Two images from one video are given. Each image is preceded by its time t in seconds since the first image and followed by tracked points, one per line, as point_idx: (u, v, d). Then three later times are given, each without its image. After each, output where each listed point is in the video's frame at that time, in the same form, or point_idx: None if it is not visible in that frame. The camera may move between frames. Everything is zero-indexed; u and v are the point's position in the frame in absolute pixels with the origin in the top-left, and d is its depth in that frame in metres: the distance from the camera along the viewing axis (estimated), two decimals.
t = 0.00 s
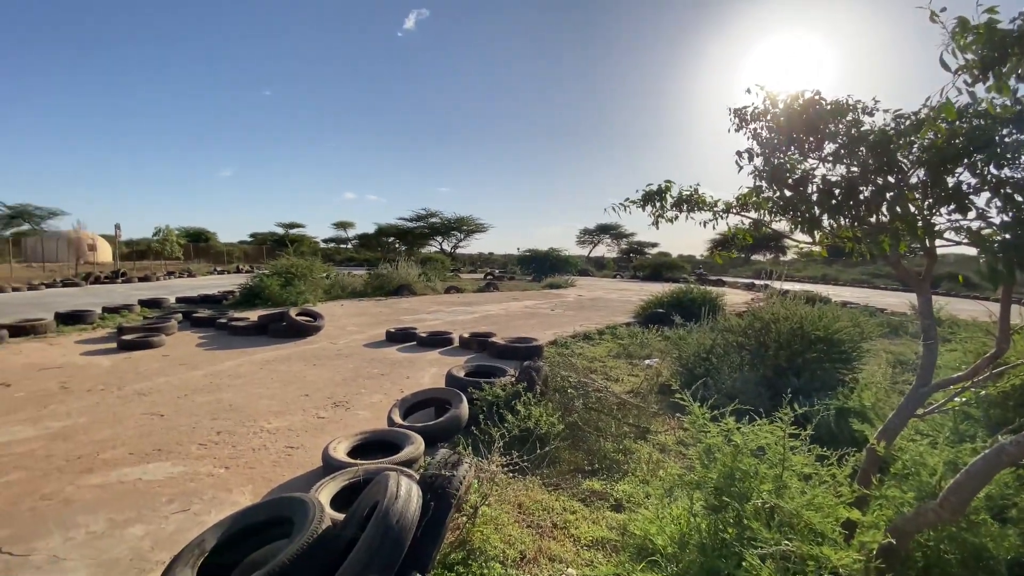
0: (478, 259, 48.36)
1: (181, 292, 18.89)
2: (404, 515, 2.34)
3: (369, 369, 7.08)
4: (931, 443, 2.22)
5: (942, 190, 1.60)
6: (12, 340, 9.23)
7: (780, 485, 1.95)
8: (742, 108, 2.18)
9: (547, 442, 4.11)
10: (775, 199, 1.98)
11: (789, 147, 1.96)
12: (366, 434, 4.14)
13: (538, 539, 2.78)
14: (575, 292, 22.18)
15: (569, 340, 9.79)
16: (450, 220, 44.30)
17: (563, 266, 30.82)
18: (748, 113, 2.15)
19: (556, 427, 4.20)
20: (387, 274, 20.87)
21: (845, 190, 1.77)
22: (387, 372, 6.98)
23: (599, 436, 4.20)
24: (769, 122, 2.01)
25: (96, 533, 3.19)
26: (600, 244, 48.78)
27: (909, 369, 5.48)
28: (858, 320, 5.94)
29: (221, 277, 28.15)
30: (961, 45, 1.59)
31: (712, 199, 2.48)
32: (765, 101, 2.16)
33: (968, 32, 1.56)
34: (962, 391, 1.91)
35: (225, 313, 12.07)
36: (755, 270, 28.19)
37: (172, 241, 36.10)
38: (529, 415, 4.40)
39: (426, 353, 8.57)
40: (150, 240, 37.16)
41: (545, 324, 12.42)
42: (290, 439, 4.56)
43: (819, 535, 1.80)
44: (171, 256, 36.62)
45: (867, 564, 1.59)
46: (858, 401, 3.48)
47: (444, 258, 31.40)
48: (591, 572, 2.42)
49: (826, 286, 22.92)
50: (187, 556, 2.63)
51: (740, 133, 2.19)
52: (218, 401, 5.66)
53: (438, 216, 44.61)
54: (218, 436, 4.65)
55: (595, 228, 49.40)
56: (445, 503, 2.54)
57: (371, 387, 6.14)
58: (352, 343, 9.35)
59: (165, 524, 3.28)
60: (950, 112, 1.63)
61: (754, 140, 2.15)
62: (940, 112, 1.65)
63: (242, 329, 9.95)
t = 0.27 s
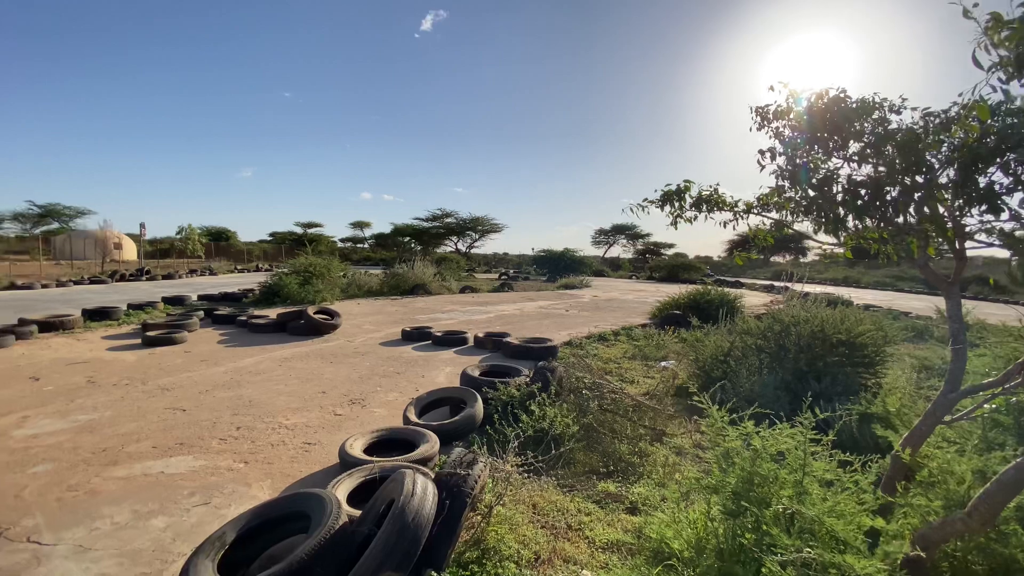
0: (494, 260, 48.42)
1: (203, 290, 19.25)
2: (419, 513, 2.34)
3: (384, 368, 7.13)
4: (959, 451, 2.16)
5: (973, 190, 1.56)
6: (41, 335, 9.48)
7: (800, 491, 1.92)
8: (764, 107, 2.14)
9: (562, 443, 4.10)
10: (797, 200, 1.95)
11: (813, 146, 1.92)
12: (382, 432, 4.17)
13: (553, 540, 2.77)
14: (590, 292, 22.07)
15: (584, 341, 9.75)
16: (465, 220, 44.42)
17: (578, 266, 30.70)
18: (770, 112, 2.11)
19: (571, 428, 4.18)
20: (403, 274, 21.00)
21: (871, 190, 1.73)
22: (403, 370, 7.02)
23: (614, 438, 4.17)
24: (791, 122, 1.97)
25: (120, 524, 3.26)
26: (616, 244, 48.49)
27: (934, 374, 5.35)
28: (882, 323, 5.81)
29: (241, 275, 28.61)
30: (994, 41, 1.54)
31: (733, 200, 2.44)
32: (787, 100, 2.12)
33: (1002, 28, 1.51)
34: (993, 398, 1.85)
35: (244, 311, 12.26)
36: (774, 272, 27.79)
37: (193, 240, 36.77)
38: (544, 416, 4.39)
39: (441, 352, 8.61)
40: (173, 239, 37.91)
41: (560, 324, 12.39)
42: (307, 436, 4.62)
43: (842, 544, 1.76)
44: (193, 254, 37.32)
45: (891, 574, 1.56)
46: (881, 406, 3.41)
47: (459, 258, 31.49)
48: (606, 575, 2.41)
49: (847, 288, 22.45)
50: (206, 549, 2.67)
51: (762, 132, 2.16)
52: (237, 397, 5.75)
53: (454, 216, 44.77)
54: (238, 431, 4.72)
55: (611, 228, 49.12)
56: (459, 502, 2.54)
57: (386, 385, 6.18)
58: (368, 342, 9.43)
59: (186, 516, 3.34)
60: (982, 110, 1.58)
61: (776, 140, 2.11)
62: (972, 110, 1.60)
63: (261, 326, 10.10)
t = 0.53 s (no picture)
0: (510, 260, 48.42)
1: (225, 288, 19.61)
2: (436, 513, 2.34)
3: (402, 366, 7.17)
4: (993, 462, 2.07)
5: (1013, 191, 1.49)
6: (71, 330, 9.75)
7: (825, 499, 1.87)
8: (791, 105, 2.09)
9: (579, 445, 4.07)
10: (825, 200, 1.89)
11: (842, 145, 1.87)
12: (399, 431, 4.18)
13: (569, 543, 2.74)
14: (607, 294, 21.92)
15: (601, 342, 9.69)
16: (482, 220, 44.49)
17: (595, 267, 30.52)
18: (797, 110, 2.06)
19: (587, 431, 4.15)
20: (420, 273, 21.11)
21: (905, 190, 1.67)
22: (420, 370, 7.05)
23: (632, 440, 4.13)
24: (820, 120, 1.92)
25: (144, 517, 3.33)
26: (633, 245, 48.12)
27: (965, 381, 5.19)
28: (910, 327, 5.65)
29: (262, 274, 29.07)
30: None
31: (757, 200, 2.38)
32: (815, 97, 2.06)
33: None
34: None
35: (265, 309, 12.43)
36: (795, 274, 27.30)
37: (216, 239, 37.46)
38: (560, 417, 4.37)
39: (457, 351, 8.63)
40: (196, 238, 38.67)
41: (577, 325, 12.33)
42: (325, 433, 4.66)
43: (870, 556, 1.70)
44: (215, 253, 38.02)
45: None
46: (909, 413, 3.31)
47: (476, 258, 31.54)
48: None
49: (872, 291, 21.92)
50: (226, 544, 2.70)
51: (788, 131, 2.10)
52: (258, 394, 5.83)
53: (471, 216, 44.88)
54: (258, 427, 4.79)
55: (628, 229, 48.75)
56: (475, 502, 2.53)
57: (404, 384, 6.22)
58: (386, 340, 9.50)
59: (207, 511, 3.39)
60: None
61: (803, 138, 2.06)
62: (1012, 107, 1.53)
63: (281, 324, 10.24)
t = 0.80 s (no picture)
0: (529, 261, 48.38)
1: (249, 286, 20.00)
2: (457, 518, 2.33)
3: (421, 367, 7.20)
4: None
5: None
6: (102, 327, 10.03)
7: (861, 514, 1.79)
8: (826, 103, 2.01)
9: (599, 450, 4.02)
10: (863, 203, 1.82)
11: (883, 144, 1.79)
12: (418, 432, 4.18)
13: (590, 551, 2.70)
14: (626, 296, 21.74)
15: (620, 345, 9.59)
16: (500, 221, 44.52)
17: (613, 269, 30.29)
18: (833, 108, 1.98)
19: (608, 436, 4.10)
20: (439, 274, 21.22)
21: (954, 191, 1.59)
22: (439, 370, 7.07)
23: (654, 446, 4.06)
24: (858, 119, 1.85)
25: (170, 513, 3.38)
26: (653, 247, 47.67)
27: (1003, 390, 4.99)
28: (945, 334, 5.46)
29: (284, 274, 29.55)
30: None
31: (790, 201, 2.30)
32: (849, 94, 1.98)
33: None
34: None
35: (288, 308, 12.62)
36: (821, 278, 26.69)
37: (240, 239, 38.22)
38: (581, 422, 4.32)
39: (476, 353, 8.63)
40: (221, 238, 39.54)
41: (596, 328, 12.23)
42: (346, 432, 4.69)
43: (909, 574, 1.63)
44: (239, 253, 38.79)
45: None
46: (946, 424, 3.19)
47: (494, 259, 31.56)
48: None
49: (901, 295, 21.32)
50: (250, 543, 2.73)
51: (822, 131, 2.03)
52: (281, 392, 5.90)
53: (489, 218, 44.96)
54: (280, 425, 4.84)
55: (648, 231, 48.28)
56: (496, 507, 2.51)
57: (423, 385, 6.23)
58: (405, 341, 9.55)
59: (231, 508, 3.43)
60: None
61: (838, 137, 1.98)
62: None
63: (303, 324, 10.38)
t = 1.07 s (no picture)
0: (550, 264, 48.26)
1: (275, 287, 20.38)
2: (486, 528, 2.31)
3: (444, 370, 7.21)
4: None
5: None
6: (136, 327, 10.34)
7: (908, 536, 1.71)
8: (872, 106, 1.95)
9: (626, 460, 3.95)
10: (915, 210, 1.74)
11: (936, 149, 1.72)
12: (443, 436, 4.18)
13: (620, 564, 2.65)
14: (648, 300, 21.49)
15: (644, 350, 9.48)
16: (521, 224, 44.51)
17: (635, 273, 29.98)
18: (880, 112, 1.92)
19: (635, 445, 4.04)
20: (460, 276, 21.29)
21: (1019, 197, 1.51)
22: (461, 373, 7.08)
23: (682, 457, 3.99)
24: (908, 123, 1.78)
25: (200, 512, 3.45)
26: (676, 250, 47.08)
27: None
28: (988, 345, 5.24)
29: (309, 275, 30.05)
30: None
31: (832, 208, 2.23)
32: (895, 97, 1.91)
33: None
34: None
35: (313, 309, 12.81)
36: (852, 283, 25.95)
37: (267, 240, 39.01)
38: (606, 430, 4.27)
39: (498, 356, 8.62)
40: (249, 240, 40.42)
41: (618, 332, 12.11)
42: (371, 435, 4.73)
43: None
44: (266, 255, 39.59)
45: None
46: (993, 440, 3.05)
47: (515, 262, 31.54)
48: None
49: (935, 302, 20.61)
50: (279, 546, 2.75)
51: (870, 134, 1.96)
52: (307, 393, 5.99)
53: (511, 221, 45.00)
54: (307, 426, 4.90)
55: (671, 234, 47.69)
56: (525, 518, 2.50)
57: (446, 387, 6.24)
58: (428, 343, 9.60)
59: (259, 509, 3.48)
60: None
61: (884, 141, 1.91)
62: None
63: (328, 325, 10.53)
